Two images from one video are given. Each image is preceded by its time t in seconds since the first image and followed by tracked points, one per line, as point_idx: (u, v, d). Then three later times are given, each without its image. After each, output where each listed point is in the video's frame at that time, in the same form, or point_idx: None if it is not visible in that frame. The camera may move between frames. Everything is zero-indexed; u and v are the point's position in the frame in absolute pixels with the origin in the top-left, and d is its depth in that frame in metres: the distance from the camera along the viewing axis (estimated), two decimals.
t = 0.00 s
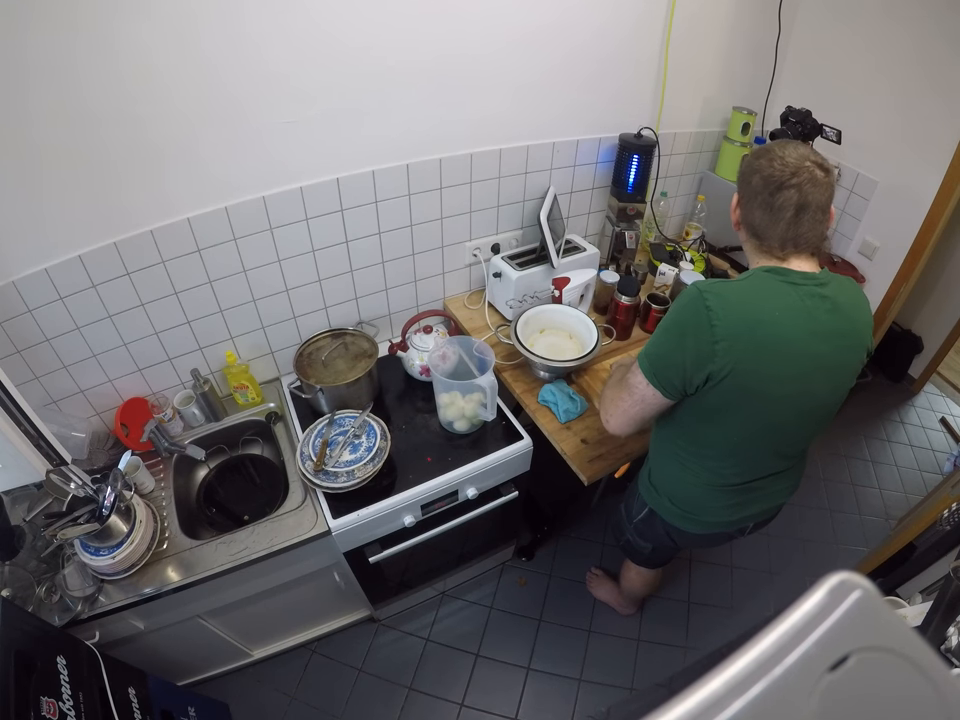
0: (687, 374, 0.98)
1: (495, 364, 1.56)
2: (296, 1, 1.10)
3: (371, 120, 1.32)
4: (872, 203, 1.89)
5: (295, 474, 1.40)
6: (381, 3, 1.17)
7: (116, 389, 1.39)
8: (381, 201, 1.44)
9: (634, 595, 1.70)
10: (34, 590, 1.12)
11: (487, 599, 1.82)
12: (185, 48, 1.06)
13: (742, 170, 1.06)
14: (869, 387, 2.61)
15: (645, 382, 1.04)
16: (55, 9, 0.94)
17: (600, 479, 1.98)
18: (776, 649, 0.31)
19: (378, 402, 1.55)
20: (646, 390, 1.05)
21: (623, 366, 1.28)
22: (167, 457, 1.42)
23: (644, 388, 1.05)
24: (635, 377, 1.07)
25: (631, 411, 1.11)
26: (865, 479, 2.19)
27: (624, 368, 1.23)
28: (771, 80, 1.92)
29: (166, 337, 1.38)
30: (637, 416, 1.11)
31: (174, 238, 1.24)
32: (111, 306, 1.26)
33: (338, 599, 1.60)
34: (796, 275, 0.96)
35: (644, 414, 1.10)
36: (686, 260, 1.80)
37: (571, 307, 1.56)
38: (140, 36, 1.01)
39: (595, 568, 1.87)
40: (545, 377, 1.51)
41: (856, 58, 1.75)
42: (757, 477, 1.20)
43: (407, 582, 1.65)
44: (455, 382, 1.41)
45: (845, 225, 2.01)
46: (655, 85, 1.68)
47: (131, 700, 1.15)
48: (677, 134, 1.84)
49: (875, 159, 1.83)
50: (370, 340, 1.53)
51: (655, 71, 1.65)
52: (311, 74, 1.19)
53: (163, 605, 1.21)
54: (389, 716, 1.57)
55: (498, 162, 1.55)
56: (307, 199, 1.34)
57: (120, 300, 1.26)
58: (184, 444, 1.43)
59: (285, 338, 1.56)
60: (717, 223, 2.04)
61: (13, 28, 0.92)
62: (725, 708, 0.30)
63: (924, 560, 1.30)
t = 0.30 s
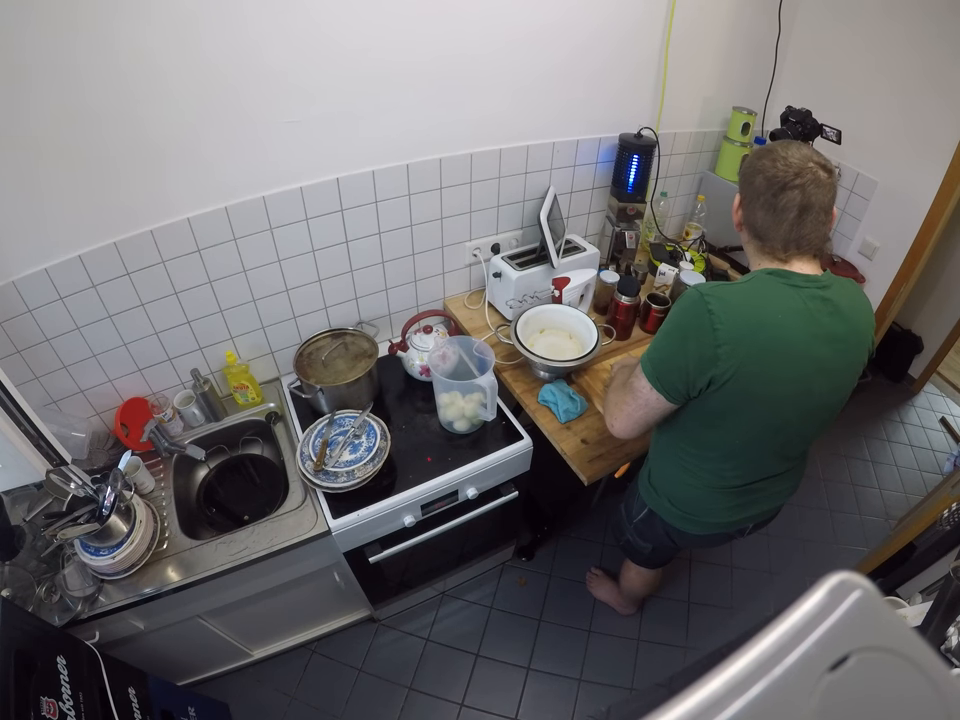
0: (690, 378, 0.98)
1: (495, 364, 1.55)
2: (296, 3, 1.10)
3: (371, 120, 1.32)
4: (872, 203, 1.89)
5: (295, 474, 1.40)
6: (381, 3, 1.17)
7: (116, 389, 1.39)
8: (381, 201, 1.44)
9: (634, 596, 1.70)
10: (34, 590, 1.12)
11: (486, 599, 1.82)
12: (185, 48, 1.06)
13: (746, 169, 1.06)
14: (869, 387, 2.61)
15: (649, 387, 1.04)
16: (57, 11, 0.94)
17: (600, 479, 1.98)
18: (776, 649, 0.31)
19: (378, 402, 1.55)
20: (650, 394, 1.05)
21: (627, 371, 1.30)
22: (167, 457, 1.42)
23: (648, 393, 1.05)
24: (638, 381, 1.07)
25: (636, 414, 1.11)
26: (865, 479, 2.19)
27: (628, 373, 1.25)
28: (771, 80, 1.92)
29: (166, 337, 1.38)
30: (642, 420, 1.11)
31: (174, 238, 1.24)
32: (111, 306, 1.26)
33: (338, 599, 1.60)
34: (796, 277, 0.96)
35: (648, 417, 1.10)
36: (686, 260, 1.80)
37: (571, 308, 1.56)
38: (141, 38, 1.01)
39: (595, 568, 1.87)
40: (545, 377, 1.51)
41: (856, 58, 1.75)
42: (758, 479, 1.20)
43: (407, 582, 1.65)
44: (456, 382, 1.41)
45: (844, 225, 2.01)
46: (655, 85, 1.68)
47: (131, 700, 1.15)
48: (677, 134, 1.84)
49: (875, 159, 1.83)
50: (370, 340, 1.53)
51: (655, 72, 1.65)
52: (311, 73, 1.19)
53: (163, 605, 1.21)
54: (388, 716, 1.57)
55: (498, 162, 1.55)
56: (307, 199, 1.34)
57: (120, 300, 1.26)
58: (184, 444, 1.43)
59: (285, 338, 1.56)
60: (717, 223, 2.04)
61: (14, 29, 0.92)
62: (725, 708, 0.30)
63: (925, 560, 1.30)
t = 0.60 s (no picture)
0: (694, 384, 0.98)
1: (495, 364, 1.55)
2: (297, 4, 1.10)
3: (371, 121, 1.32)
4: (872, 203, 1.89)
5: (295, 474, 1.40)
6: (382, 4, 1.17)
7: (116, 389, 1.39)
8: (381, 201, 1.44)
9: (634, 596, 1.70)
10: (34, 590, 1.12)
11: (486, 599, 1.82)
12: (186, 49, 1.06)
13: (747, 165, 1.06)
14: (869, 387, 2.61)
15: (651, 393, 1.04)
16: (58, 12, 0.94)
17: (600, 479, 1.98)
18: (776, 649, 0.31)
19: (378, 402, 1.55)
20: (651, 398, 1.04)
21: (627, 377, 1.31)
22: (167, 457, 1.42)
23: (649, 397, 1.05)
24: (639, 385, 1.07)
25: (638, 419, 1.11)
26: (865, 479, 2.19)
27: (629, 380, 1.26)
28: (771, 80, 1.92)
29: (166, 337, 1.38)
30: (644, 424, 1.11)
31: (174, 237, 1.24)
32: (111, 306, 1.26)
33: (338, 599, 1.60)
34: (797, 278, 0.96)
35: (649, 422, 1.10)
36: (686, 260, 1.80)
37: (571, 308, 1.56)
38: (141, 39, 1.02)
39: (595, 568, 1.87)
40: (545, 377, 1.51)
41: (856, 58, 1.76)
42: (760, 482, 1.20)
43: (407, 582, 1.65)
44: (456, 382, 1.41)
45: (844, 225, 2.01)
46: (655, 85, 1.68)
47: (131, 700, 1.15)
48: (677, 134, 1.84)
49: (875, 159, 1.83)
50: (370, 340, 1.53)
51: (655, 71, 1.65)
52: (311, 73, 1.19)
53: (163, 605, 1.21)
54: (388, 716, 1.57)
55: (498, 162, 1.55)
56: (307, 199, 1.34)
57: (120, 300, 1.26)
58: (185, 444, 1.43)
59: (285, 338, 1.56)
60: (717, 223, 2.04)
61: (15, 29, 0.92)
62: (725, 708, 0.30)
63: (924, 561, 1.30)
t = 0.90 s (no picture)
0: (697, 386, 0.98)
1: (495, 364, 1.55)
2: (297, 3, 1.10)
3: (372, 120, 1.32)
4: (872, 203, 1.89)
5: (295, 474, 1.40)
6: (383, 3, 1.17)
7: (116, 389, 1.39)
8: (381, 201, 1.44)
9: (634, 596, 1.70)
10: (34, 590, 1.12)
11: (486, 599, 1.82)
12: (186, 49, 1.06)
13: (744, 165, 1.06)
14: (869, 387, 2.62)
15: (652, 395, 1.04)
16: (58, 12, 0.94)
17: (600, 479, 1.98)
18: (776, 649, 0.31)
19: (378, 402, 1.55)
20: (652, 400, 1.04)
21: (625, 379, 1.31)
22: (167, 457, 1.42)
23: (650, 399, 1.05)
24: (639, 387, 1.06)
25: (638, 421, 1.11)
26: (865, 479, 2.19)
27: (628, 380, 1.25)
28: (771, 79, 1.92)
29: (166, 337, 1.38)
30: (644, 426, 1.11)
31: (174, 237, 1.24)
32: (111, 306, 1.26)
33: (338, 599, 1.60)
34: (797, 277, 0.97)
35: (650, 423, 1.10)
36: (686, 260, 1.80)
37: (571, 308, 1.56)
38: (142, 38, 1.02)
39: (595, 568, 1.87)
40: (545, 377, 1.51)
41: (856, 58, 1.76)
42: (761, 482, 1.20)
43: (407, 582, 1.65)
44: (456, 382, 1.41)
45: (844, 225, 2.01)
46: (655, 85, 1.68)
47: (131, 700, 1.15)
48: (677, 134, 1.84)
49: (875, 159, 1.83)
50: (370, 340, 1.53)
51: (655, 71, 1.65)
52: (311, 73, 1.19)
53: (163, 605, 1.21)
54: (388, 716, 1.57)
55: (498, 162, 1.55)
56: (307, 199, 1.34)
57: (120, 300, 1.26)
58: (185, 444, 1.43)
59: (285, 338, 1.56)
60: (717, 223, 2.04)
61: (15, 29, 0.92)
62: (725, 709, 0.30)
63: (924, 561, 1.30)
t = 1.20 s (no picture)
0: (696, 387, 0.98)
1: (495, 364, 1.55)
2: (297, 3, 1.10)
3: (372, 121, 1.32)
4: (871, 203, 1.89)
5: (295, 474, 1.40)
6: (382, 3, 1.17)
7: (116, 389, 1.39)
8: (381, 201, 1.44)
9: (634, 596, 1.70)
10: (34, 590, 1.12)
11: (487, 599, 1.82)
12: (186, 49, 1.06)
13: (742, 165, 1.06)
14: (869, 386, 2.62)
15: (651, 395, 1.04)
16: (58, 13, 0.94)
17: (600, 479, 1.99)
18: (776, 649, 0.31)
19: (378, 402, 1.55)
20: (651, 401, 1.04)
21: (625, 379, 1.31)
22: (167, 457, 1.42)
23: (649, 399, 1.05)
24: (639, 387, 1.06)
25: (637, 421, 1.11)
26: (865, 479, 2.19)
27: (628, 379, 1.25)
28: (771, 80, 1.92)
29: (166, 337, 1.38)
30: (643, 426, 1.11)
31: (174, 237, 1.24)
32: (111, 306, 1.26)
33: (338, 599, 1.60)
34: (796, 277, 0.97)
35: (649, 423, 1.10)
36: (686, 260, 1.80)
37: (571, 308, 1.56)
38: (142, 39, 1.02)
39: (595, 568, 1.87)
40: (545, 377, 1.51)
41: (856, 58, 1.76)
42: (760, 482, 1.20)
43: (407, 582, 1.65)
44: (456, 382, 1.41)
45: (844, 225, 2.01)
46: (655, 85, 1.68)
47: (131, 700, 1.15)
48: (677, 134, 1.84)
49: (875, 159, 1.83)
50: (370, 340, 1.53)
51: (655, 71, 1.65)
52: (310, 73, 1.19)
53: (163, 605, 1.21)
54: (388, 716, 1.57)
55: (498, 162, 1.55)
56: (307, 199, 1.34)
57: (119, 300, 1.26)
58: (185, 444, 1.43)
59: (285, 338, 1.56)
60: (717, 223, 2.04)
61: (15, 30, 0.92)
62: (725, 709, 0.30)
63: (925, 560, 1.30)
